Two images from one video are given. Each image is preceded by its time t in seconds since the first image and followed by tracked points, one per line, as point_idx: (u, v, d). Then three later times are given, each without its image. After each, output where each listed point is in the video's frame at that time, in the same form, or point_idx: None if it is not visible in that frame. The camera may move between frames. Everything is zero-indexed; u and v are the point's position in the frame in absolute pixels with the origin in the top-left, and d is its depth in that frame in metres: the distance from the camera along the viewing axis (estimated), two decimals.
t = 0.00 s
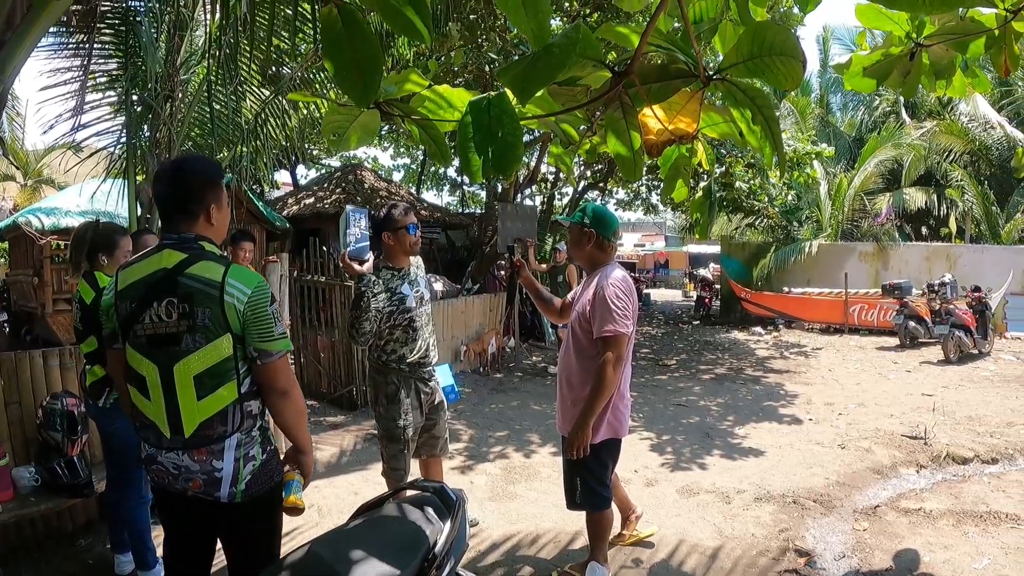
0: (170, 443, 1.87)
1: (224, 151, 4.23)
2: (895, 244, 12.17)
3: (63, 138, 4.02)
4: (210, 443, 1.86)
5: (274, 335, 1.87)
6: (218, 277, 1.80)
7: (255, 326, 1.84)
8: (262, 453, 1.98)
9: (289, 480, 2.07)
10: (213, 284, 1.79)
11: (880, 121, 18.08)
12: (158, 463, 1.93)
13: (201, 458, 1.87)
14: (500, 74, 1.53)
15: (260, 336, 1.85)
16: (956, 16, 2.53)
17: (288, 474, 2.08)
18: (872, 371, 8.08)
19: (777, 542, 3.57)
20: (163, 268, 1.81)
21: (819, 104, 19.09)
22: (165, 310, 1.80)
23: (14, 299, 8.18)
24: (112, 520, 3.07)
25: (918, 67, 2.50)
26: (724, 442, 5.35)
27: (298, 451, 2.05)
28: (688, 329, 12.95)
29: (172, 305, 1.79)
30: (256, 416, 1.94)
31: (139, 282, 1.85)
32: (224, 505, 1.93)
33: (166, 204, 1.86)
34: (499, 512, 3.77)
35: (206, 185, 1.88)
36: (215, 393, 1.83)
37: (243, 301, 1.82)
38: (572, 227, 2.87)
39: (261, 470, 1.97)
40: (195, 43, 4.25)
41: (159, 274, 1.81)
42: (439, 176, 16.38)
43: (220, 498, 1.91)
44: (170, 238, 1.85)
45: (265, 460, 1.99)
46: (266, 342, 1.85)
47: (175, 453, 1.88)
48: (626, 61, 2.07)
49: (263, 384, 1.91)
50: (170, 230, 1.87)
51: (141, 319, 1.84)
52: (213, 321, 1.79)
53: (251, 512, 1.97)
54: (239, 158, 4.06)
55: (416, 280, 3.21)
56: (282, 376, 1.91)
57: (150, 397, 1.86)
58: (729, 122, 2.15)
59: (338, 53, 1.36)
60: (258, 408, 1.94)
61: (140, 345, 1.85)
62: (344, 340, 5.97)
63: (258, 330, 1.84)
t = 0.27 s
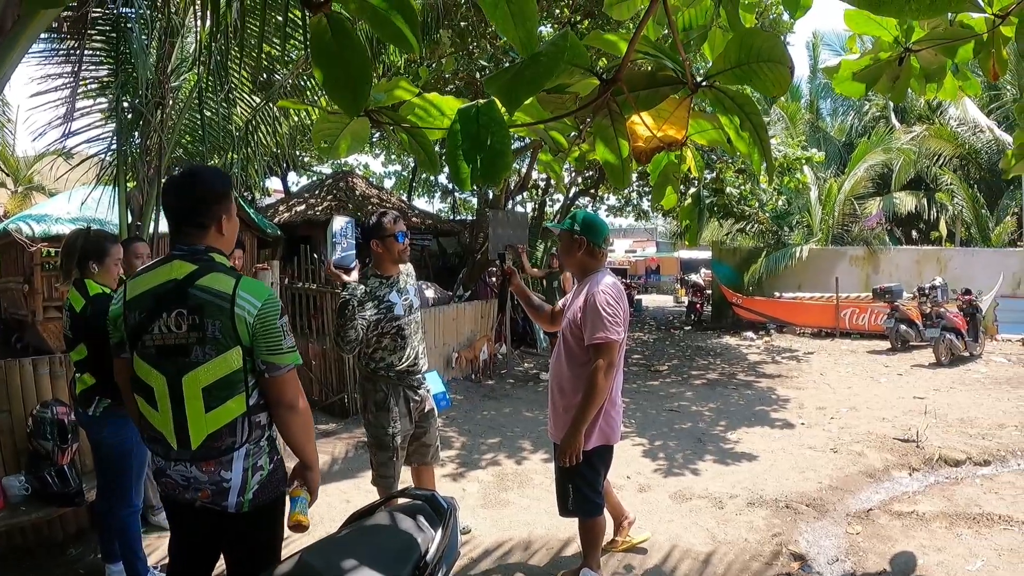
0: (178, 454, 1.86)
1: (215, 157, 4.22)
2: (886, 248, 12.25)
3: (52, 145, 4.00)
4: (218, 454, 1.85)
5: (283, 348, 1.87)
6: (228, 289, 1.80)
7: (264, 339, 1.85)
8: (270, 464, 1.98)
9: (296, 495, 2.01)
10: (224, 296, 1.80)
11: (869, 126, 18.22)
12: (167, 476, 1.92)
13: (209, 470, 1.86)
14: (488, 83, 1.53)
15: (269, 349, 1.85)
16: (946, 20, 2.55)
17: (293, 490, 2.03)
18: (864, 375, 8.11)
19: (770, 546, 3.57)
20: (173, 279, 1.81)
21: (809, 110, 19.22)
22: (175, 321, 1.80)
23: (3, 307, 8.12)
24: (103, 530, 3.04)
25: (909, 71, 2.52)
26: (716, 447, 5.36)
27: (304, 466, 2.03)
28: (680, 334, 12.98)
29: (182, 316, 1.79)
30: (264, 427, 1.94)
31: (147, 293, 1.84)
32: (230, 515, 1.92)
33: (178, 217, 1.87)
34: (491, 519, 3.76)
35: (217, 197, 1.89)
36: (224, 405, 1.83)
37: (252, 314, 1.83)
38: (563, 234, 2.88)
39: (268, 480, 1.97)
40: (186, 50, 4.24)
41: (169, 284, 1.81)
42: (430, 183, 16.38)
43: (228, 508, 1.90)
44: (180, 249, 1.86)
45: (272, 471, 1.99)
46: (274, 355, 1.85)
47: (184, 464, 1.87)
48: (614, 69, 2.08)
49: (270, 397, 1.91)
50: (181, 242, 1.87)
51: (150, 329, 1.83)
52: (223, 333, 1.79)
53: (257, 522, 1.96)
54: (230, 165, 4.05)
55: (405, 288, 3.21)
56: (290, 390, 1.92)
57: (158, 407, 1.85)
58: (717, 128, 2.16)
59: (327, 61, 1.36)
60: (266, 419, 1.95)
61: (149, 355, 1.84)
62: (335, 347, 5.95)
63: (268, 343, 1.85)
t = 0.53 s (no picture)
0: (189, 455, 1.87)
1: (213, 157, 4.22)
2: (883, 249, 12.27)
3: (49, 146, 4.00)
4: (229, 456, 1.87)
5: (297, 350, 1.88)
6: (246, 292, 1.83)
7: (279, 342, 1.86)
8: (278, 466, 1.99)
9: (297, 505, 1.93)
10: (242, 298, 1.81)
11: (866, 127, 18.25)
12: (177, 479, 1.92)
13: (219, 471, 1.87)
14: (487, 83, 1.53)
15: (283, 349, 1.86)
16: (942, 21, 2.56)
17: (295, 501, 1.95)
18: (860, 376, 8.13)
19: (767, 547, 3.58)
20: (190, 280, 1.83)
21: (806, 111, 19.25)
22: (191, 322, 1.81)
23: None
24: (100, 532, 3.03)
25: (905, 70, 2.53)
26: (714, 448, 5.37)
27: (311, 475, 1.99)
28: (677, 335, 12.99)
29: (199, 318, 1.81)
30: (274, 428, 1.95)
31: (162, 294, 1.86)
32: (238, 516, 1.92)
33: (194, 219, 1.88)
34: (488, 520, 3.76)
35: (236, 201, 1.90)
36: (238, 407, 1.84)
37: (269, 316, 1.84)
38: (561, 235, 2.88)
39: (277, 481, 1.98)
40: (184, 51, 4.24)
41: (186, 286, 1.83)
42: (428, 184, 16.37)
43: (236, 509, 1.91)
44: (197, 251, 1.87)
45: (280, 472, 2.00)
46: (289, 356, 1.87)
47: (194, 465, 1.88)
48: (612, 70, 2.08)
49: (280, 399, 1.91)
50: (198, 243, 1.88)
51: (165, 330, 1.85)
52: (239, 336, 1.81)
53: (262, 523, 1.97)
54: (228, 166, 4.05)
55: (402, 290, 3.21)
56: (302, 393, 1.92)
57: (171, 407, 1.86)
58: (714, 129, 2.17)
59: (325, 63, 1.37)
60: (276, 421, 1.96)
61: (163, 355, 1.86)
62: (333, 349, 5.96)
63: (282, 344, 1.86)
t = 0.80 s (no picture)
0: (195, 451, 1.88)
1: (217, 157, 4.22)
2: (886, 252, 12.25)
3: (53, 144, 4.01)
4: (235, 452, 1.88)
5: (300, 349, 1.87)
6: (252, 292, 1.83)
7: (282, 342, 1.85)
8: (284, 463, 1.99)
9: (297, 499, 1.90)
10: (248, 298, 1.82)
11: (869, 130, 18.25)
12: (183, 474, 1.93)
13: (226, 467, 1.88)
14: (491, 85, 1.54)
15: (285, 348, 1.84)
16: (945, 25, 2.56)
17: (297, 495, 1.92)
18: (863, 379, 8.12)
19: (769, 549, 3.58)
20: (198, 279, 1.84)
21: (809, 114, 19.25)
22: (198, 321, 1.82)
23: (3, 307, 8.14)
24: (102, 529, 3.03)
25: (906, 73, 2.54)
26: (715, 450, 5.36)
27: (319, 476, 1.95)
28: (680, 337, 12.98)
29: (205, 316, 1.82)
30: (281, 425, 1.96)
31: (171, 292, 1.87)
32: (245, 512, 1.93)
33: (203, 219, 1.89)
34: (490, 520, 3.76)
35: (246, 201, 1.91)
36: (243, 405, 1.85)
37: (272, 315, 1.84)
38: (565, 236, 2.89)
39: (283, 478, 1.99)
40: (189, 50, 4.25)
41: (194, 284, 1.84)
42: (431, 185, 16.38)
43: (243, 505, 1.92)
44: (207, 250, 1.88)
45: (286, 470, 2.01)
46: (289, 354, 1.85)
47: (200, 461, 1.89)
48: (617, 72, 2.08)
49: (286, 399, 1.89)
50: (208, 243, 1.89)
51: (172, 327, 1.86)
52: (245, 335, 1.81)
53: (266, 520, 1.97)
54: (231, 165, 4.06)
55: (404, 291, 3.22)
56: (307, 391, 1.89)
57: (177, 404, 1.88)
58: (718, 132, 2.17)
59: (330, 64, 1.37)
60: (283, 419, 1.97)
61: (170, 353, 1.87)
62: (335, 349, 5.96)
63: (285, 343, 1.85)
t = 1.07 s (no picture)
0: (199, 440, 1.89)
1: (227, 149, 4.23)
2: (895, 257, 12.18)
3: (65, 133, 4.02)
4: (238, 444, 1.88)
5: (305, 344, 1.86)
6: (259, 285, 1.83)
7: (287, 336, 1.84)
8: (288, 456, 1.99)
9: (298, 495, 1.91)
10: (254, 290, 1.82)
11: (880, 134, 18.15)
12: (187, 464, 1.95)
13: (228, 458, 1.88)
14: (507, 81, 1.53)
15: (289, 342, 1.84)
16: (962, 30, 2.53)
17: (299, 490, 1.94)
18: (869, 384, 8.08)
19: (772, 552, 3.57)
20: (207, 270, 1.85)
21: (821, 116, 19.16)
22: (204, 311, 1.83)
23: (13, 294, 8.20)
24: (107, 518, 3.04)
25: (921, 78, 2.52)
26: (719, 451, 5.35)
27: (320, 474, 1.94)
28: (686, 337, 12.96)
29: (212, 307, 1.82)
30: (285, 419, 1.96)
31: (180, 282, 1.89)
32: (248, 504, 1.93)
33: (215, 210, 1.89)
34: (493, 517, 3.77)
35: (257, 192, 1.91)
36: (246, 397, 1.85)
37: (278, 308, 1.83)
38: (576, 233, 2.88)
39: (287, 472, 1.99)
40: (201, 41, 4.26)
41: (202, 274, 1.85)
42: (441, 179, 16.39)
43: (245, 497, 1.92)
44: (217, 241, 1.89)
45: (290, 463, 2.00)
46: (294, 349, 1.84)
47: (204, 451, 1.90)
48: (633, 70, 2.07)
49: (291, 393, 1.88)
50: (219, 234, 1.90)
51: (180, 317, 1.87)
52: (249, 328, 1.81)
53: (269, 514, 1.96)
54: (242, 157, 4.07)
55: (414, 285, 3.22)
56: (310, 387, 1.88)
57: (182, 393, 1.89)
58: (734, 133, 2.16)
59: (346, 57, 1.36)
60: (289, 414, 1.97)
61: (177, 342, 1.88)
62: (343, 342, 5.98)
63: (289, 337, 1.84)
